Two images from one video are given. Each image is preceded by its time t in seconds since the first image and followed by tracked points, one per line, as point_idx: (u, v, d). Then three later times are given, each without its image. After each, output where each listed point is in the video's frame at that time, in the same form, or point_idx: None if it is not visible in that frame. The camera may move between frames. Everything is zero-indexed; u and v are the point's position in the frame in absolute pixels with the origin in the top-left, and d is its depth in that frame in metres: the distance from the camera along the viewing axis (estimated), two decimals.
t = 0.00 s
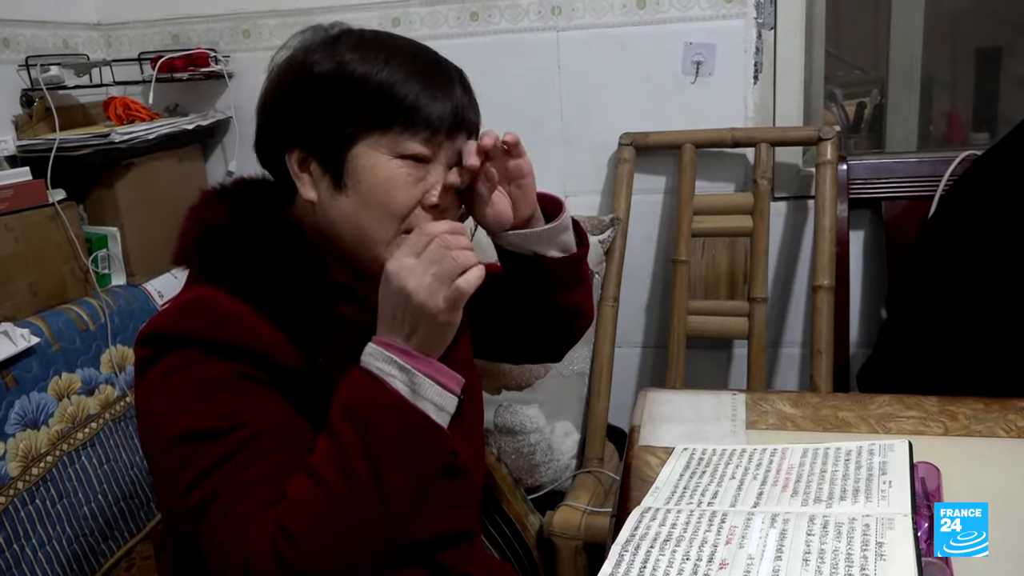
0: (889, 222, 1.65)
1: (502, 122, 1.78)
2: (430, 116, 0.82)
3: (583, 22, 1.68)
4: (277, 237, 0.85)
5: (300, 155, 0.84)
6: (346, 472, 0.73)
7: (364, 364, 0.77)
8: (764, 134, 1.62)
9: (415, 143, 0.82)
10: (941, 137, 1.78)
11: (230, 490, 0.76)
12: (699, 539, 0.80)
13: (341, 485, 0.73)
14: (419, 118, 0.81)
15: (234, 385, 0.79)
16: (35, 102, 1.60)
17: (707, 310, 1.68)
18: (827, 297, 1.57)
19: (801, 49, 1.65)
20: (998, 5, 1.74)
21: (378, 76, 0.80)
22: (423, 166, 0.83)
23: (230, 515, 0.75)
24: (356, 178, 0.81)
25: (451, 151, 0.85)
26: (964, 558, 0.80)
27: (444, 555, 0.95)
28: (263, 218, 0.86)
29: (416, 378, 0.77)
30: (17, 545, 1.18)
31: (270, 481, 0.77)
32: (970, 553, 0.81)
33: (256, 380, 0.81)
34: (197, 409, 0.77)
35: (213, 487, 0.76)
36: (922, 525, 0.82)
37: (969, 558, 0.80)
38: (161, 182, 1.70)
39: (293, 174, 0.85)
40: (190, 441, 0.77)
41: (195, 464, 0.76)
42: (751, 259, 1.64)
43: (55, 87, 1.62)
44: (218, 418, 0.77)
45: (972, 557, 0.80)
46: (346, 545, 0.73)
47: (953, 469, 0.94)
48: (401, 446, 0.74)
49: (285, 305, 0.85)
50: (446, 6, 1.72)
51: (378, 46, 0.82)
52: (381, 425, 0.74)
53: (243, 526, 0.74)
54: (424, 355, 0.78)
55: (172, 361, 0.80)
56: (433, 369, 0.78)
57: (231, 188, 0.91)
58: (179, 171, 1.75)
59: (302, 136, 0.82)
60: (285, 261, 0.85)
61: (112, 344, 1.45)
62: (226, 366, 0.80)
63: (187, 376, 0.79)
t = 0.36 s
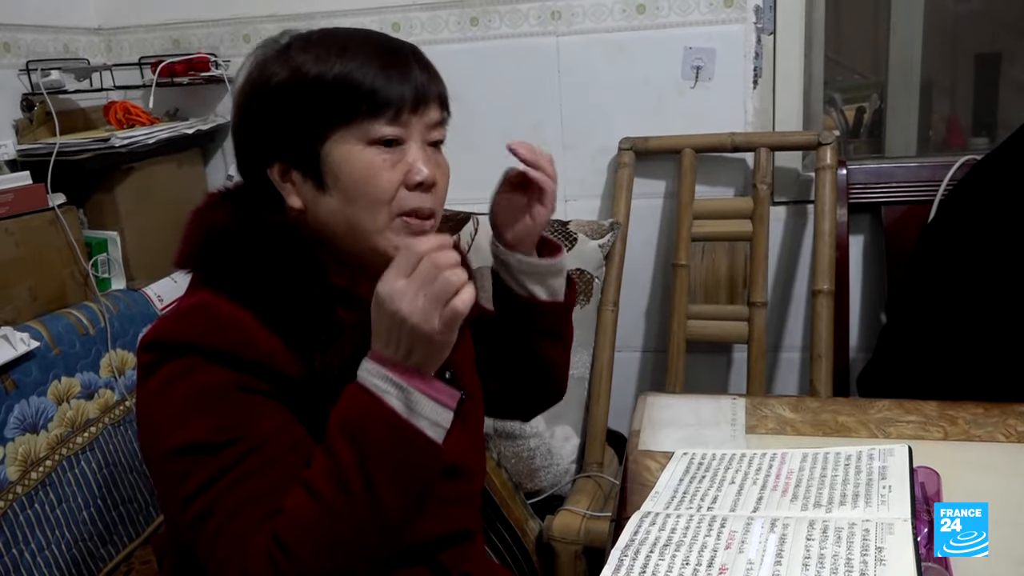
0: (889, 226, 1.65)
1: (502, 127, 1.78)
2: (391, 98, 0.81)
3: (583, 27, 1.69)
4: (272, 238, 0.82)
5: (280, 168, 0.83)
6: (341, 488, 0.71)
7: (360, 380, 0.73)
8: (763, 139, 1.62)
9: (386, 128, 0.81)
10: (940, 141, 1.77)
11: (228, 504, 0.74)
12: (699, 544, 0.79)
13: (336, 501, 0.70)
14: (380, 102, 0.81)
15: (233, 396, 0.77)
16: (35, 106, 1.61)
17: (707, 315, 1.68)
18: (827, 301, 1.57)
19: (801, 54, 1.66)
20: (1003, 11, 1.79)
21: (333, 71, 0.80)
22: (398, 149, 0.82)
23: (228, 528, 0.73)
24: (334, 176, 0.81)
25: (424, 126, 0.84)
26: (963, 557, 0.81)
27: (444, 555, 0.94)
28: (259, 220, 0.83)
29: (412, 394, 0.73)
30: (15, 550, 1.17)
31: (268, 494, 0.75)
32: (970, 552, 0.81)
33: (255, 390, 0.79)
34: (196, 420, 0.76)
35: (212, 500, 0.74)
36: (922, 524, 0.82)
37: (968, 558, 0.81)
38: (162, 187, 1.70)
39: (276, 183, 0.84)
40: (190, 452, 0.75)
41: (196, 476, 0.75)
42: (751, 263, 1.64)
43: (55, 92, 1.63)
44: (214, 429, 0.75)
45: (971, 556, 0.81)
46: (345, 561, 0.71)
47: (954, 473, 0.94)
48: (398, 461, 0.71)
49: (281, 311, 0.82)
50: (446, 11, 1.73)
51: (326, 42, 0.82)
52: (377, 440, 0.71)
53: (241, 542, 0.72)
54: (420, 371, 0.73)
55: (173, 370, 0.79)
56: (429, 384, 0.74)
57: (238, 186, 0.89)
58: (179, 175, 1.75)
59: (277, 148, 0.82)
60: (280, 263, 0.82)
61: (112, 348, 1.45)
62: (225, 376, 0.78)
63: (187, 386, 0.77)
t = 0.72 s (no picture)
0: (890, 230, 1.65)
1: (503, 130, 1.78)
2: (376, 107, 0.81)
3: (584, 31, 1.69)
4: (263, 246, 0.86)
5: (267, 185, 0.83)
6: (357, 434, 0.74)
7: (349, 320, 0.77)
8: (765, 142, 1.62)
9: (377, 146, 0.82)
10: (941, 145, 1.77)
11: (247, 469, 0.76)
12: (701, 548, 0.79)
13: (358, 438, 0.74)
14: (365, 113, 0.81)
15: (231, 373, 0.80)
16: (36, 109, 1.61)
17: (707, 318, 1.69)
18: (829, 305, 1.57)
19: (802, 58, 1.66)
20: (1003, 15, 1.76)
21: (315, 83, 0.79)
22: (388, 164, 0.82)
23: (254, 490, 0.75)
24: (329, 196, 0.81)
25: (411, 137, 0.85)
26: (964, 557, 0.81)
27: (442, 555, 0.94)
28: (250, 226, 0.86)
29: (403, 320, 0.78)
30: (16, 553, 1.17)
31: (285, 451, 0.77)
32: (970, 553, 0.81)
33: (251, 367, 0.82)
34: (200, 398, 0.78)
35: (230, 468, 0.76)
36: (922, 522, 0.83)
37: (969, 558, 0.81)
38: (163, 190, 1.70)
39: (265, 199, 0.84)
40: (198, 432, 0.77)
41: (209, 451, 0.77)
42: (753, 267, 1.64)
43: (57, 95, 1.63)
44: (219, 406, 0.78)
45: (972, 557, 0.81)
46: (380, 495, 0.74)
47: (955, 476, 0.94)
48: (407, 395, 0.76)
49: (272, 304, 0.86)
50: (448, 14, 1.73)
51: (308, 50, 0.81)
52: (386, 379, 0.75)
53: (270, 499, 0.74)
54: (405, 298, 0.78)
55: (167, 361, 0.80)
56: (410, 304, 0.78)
57: (221, 193, 0.89)
58: (180, 178, 1.75)
59: (263, 164, 0.82)
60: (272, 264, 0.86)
61: (113, 351, 1.45)
62: (221, 357, 0.81)
63: (186, 370, 0.79)
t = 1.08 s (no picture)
0: (892, 234, 1.65)
1: (505, 134, 1.78)
2: (377, 120, 0.82)
3: (586, 34, 1.69)
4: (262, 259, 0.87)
5: (272, 209, 0.84)
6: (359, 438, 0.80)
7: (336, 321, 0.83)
8: (767, 145, 1.62)
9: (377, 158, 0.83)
10: (943, 148, 1.78)
11: (253, 472, 0.79)
12: (703, 551, 0.79)
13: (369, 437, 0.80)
14: (367, 125, 0.82)
15: (229, 378, 0.82)
16: (39, 111, 1.61)
17: (709, 321, 1.68)
18: (830, 308, 1.57)
19: (804, 62, 1.66)
20: (1004, 20, 1.75)
21: (317, 98, 0.80)
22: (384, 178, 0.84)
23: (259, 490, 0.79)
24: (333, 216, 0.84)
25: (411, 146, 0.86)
26: (964, 557, 0.81)
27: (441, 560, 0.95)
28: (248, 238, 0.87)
29: (387, 319, 0.84)
30: (18, 555, 1.17)
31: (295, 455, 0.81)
32: (971, 553, 0.82)
33: (246, 374, 0.84)
34: (199, 403, 0.80)
35: (236, 473, 0.79)
36: (924, 523, 0.84)
37: (969, 558, 0.81)
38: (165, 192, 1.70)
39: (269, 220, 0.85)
40: (200, 438, 0.79)
41: (211, 457, 0.79)
42: (754, 271, 1.64)
43: (60, 97, 1.63)
44: (219, 413, 0.80)
45: (972, 557, 0.81)
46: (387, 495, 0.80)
47: (956, 479, 0.94)
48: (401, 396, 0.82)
49: (267, 313, 0.87)
50: (450, 17, 1.73)
51: (306, 65, 0.81)
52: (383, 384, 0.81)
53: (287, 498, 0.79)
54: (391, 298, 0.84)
55: (164, 369, 0.82)
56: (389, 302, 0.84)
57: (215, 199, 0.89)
58: (182, 180, 1.75)
59: (267, 186, 0.83)
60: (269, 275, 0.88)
61: (114, 353, 1.46)
62: (219, 365, 0.82)
63: (184, 376, 0.81)
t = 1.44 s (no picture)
0: (893, 236, 1.65)
1: (507, 136, 1.78)
2: (382, 116, 0.81)
3: (588, 37, 1.69)
4: (263, 258, 0.86)
5: (268, 196, 0.84)
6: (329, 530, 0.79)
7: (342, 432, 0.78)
8: (769, 148, 1.62)
9: (385, 152, 0.82)
10: (945, 151, 1.77)
11: (235, 539, 0.78)
12: (705, 554, 0.79)
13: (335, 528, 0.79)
14: (371, 120, 0.81)
15: (215, 445, 0.79)
16: (41, 113, 1.61)
17: (710, 324, 1.68)
18: (831, 311, 1.57)
19: (806, 64, 1.66)
20: (1007, 24, 1.75)
21: (323, 90, 0.79)
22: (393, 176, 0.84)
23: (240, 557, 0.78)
24: (335, 204, 0.82)
25: (416, 143, 0.85)
26: (964, 557, 0.82)
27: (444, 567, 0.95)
28: (251, 237, 0.86)
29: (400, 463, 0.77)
30: (19, 556, 1.17)
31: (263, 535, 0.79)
32: (971, 552, 0.82)
33: (238, 438, 0.81)
34: (183, 465, 0.79)
35: (206, 545, 0.78)
36: (924, 523, 0.84)
37: (970, 558, 0.82)
38: (167, 194, 1.70)
39: (266, 208, 0.85)
40: (176, 504, 0.79)
41: (187, 525, 0.78)
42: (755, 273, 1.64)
43: (62, 99, 1.64)
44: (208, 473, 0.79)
45: (972, 556, 0.82)
46: None
47: (957, 483, 0.94)
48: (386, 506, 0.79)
49: (265, 345, 0.83)
50: (452, 20, 1.73)
51: (314, 55, 0.80)
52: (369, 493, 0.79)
53: None
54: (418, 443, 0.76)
55: (155, 412, 0.80)
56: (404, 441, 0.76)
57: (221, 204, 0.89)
58: (184, 182, 1.76)
59: (269, 170, 0.82)
60: (269, 293, 0.84)
61: (116, 355, 1.46)
62: (206, 424, 0.79)
63: (172, 428, 0.79)
